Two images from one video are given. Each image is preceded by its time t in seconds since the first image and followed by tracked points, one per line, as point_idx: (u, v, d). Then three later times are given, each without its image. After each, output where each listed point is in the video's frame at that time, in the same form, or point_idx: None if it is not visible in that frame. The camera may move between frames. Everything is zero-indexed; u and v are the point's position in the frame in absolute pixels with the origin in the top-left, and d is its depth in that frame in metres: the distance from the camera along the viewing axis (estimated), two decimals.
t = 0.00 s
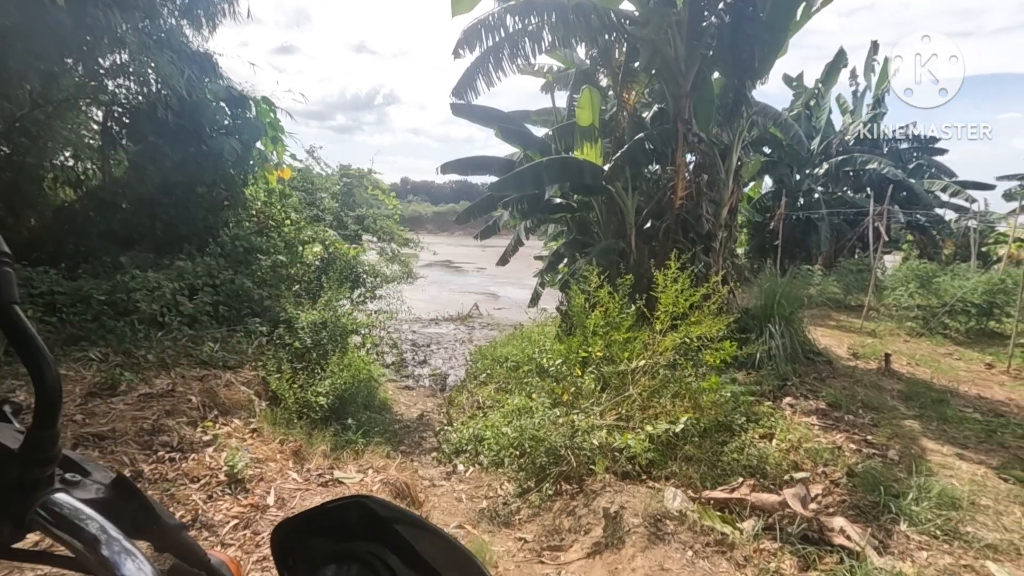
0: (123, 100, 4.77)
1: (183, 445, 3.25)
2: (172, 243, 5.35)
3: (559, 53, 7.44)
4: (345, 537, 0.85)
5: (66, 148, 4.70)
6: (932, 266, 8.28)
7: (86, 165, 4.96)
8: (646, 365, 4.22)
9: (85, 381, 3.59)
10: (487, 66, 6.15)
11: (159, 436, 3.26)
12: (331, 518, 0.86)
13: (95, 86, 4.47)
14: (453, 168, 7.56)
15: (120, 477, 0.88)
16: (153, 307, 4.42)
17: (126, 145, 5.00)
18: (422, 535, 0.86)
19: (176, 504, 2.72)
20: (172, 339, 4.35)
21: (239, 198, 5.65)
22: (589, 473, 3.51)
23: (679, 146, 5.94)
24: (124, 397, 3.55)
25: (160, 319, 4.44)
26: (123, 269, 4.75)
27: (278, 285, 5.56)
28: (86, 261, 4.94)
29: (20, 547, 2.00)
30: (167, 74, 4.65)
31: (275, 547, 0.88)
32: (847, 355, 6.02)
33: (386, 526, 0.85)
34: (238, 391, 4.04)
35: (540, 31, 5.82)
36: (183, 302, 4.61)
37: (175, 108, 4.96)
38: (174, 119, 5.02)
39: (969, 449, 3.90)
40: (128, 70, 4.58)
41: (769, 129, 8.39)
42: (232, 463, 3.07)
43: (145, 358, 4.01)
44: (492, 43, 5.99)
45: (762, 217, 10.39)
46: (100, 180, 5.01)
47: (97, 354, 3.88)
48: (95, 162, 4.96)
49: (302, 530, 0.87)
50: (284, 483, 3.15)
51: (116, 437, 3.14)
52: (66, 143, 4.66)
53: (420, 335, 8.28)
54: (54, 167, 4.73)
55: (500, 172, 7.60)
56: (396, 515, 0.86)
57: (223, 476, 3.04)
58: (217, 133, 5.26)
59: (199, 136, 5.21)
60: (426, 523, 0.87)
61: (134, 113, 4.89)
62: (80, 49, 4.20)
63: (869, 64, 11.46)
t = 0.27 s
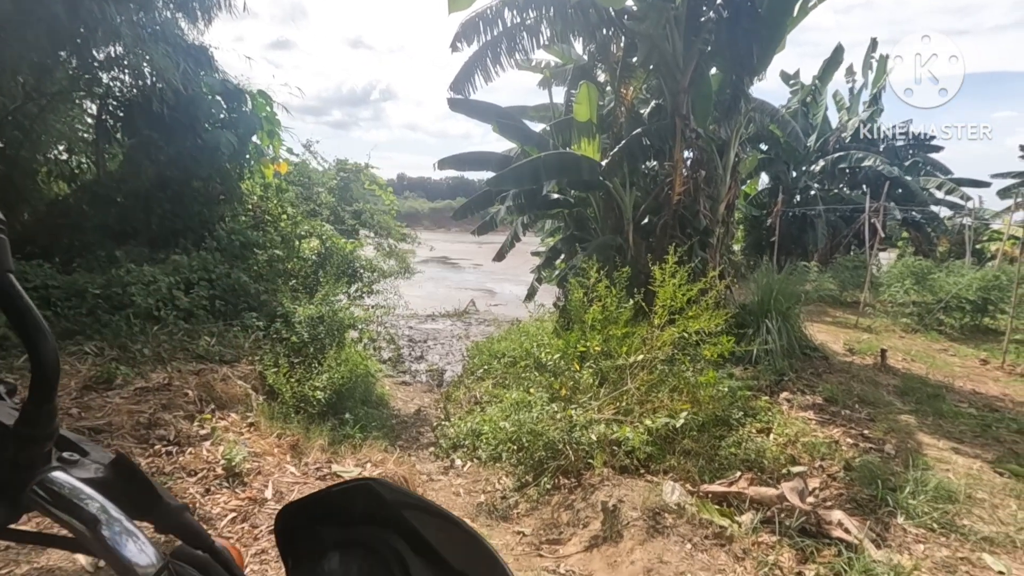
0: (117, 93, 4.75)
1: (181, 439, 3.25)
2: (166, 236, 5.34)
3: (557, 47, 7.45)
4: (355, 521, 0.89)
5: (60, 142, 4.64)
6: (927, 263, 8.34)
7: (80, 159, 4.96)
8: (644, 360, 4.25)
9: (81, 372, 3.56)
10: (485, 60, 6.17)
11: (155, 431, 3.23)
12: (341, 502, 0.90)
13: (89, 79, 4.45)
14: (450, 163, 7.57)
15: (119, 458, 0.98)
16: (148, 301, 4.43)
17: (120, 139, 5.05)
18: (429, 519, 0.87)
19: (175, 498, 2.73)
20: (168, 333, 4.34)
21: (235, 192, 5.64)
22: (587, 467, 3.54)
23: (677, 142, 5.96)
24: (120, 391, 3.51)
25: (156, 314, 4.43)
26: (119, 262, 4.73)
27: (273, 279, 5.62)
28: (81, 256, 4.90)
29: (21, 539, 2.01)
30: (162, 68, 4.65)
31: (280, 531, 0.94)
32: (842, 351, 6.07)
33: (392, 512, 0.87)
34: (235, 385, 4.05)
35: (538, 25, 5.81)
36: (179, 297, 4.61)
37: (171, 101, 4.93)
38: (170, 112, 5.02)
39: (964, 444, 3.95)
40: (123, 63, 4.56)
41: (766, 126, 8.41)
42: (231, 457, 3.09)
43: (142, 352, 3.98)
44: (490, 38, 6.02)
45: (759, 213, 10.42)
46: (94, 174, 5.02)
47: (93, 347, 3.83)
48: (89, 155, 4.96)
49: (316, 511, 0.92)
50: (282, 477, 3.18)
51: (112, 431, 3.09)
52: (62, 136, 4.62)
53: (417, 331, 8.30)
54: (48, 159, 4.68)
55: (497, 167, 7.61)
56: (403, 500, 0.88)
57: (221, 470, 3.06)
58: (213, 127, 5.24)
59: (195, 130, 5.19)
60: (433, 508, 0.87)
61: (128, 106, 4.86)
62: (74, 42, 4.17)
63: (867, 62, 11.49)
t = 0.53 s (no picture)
0: (110, 88, 4.74)
1: (176, 436, 3.24)
2: (159, 232, 5.31)
3: (553, 44, 7.45)
4: (352, 515, 0.90)
5: (52, 137, 4.57)
6: (920, 261, 8.39)
7: (72, 154, 4.85)
8: (639, 357, 4.27)
9: (74, 370, 3.55)
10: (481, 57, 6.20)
11: (150, 427, 3.21)
12: (339, 497, 0.91)
13: (80, 74, 4.43)
14: (446, 159, 7.57)
15: (123, 454, 0.99)
16: (142, 297, 4.40)
17: (115, 134, 4.99)
18: (425, 514, 0.88)
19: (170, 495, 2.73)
20: (162, 330, 4.33)
21: (229, 188, 5.62)
22: (582, 464, 3.55)
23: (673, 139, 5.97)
24: (114, 387, 3.49)
25: (150, 310, 4.41)
26: (112, 259, 4.70)
27: (269, 276, 5.61)
28: (74, 252, 4.82)
29: (16, 536, 2.01)
30: (155, 62, 4.63)
31: (280, 521, 0.95)
32: (835, 348, 6.11)
33: (389, 506, 0.88)
34: (230, 382, 4.05)
35: (534, 21, 5.81)
36: (173, 293, 4.59)
37: (165, 96, 4.90)
38: (164, 107, 4.97)
39: (955, 439, 3.99)
40: (115, 57, 4.57)
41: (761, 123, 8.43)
42: (225, 454, 3.09)
43: (135, 349, 3.97)
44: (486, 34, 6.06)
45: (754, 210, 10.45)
46: (87, 170, 4.94)
47: (86, 344, 3.82)
48: (81, 150, 4.87)
49: (316, 505, 0.94)
50: (277, 474, 3.18)
51: (107, 429, 3.08)
52: (54, 130, 4.53)
53: (413, 327, 8.30)
54: (40, 155, 4.58)
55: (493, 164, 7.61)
56: (401, 494, 0.89)
57: (216, 467, 3.06)
58: (207, 122, 5.22)
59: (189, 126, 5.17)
60: (431, 503, 0.89)
61: (121, 101, 4.85)
62: (65, 36, 4.17)
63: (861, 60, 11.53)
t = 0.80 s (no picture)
0: (102, 82, 4.64)
1: (169, 433, 3.23)
2: (153, 228, 5.25)
3: (549, 40, 7.45)
4: (346, 509, 0.90)
5: (45, 131, 4.67)
6: (914, 258, 8.44)
7: (65, 149, 4.92)
8: (634, 354, 4.29)
9: (66, 366, 3.53)
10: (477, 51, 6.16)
11: (143, 424, 3.21)
12: (333, 491, 0.91)
13: (72, 68, 4.40)
14: (441, 156, 7.56)
15: (109, 447, 0.99)
16: (135, 293, 4.37)
17: (107, 129, 5.01)
18: (422, 509, 0.89)
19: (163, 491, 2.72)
20: (155, 326, 4.31)
21: (223, 184, 5.59)
22: (578, 460, 3.56)
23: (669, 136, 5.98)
24: (106, 384, 3.48)
25: (144, 306, 4.39)
26: (105, 255, 4.67)
27: (263, 272, 5.59)
28: (66, 247, 4.81)
29: (7, 533, 2.00)
30: (149, 56, 4.54)
31: (271, 519, 0.93)
32: (830, 345, 6.13)
33: (386, 500, 0.88)
34: (224, 378, 4.05)
35: (531, 17, 5.80)
36: (166, 289, 4.57)
37: (157, 91, 4.86)
38: (157, 101, 4.92)
39: (948, 436, 4.02)
40: (107, 51, 4.45)
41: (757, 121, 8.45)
42: (219, 450, 3.09)
43: (128, 345, 3.96)
44: (483, 29, 6.02)
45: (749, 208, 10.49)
46: (79, 165, 4.99)
47: (79, 340, 3.80)
48: (75, 145, 4.95)
49: (306, 502, 0.93)
50: (271, 470, 3.18)
51: (99, 425, 3.06)
52: (47, 125, 4.62)
53: (408, 324, 8.30)
54: (32, 150, 4.66)
55: (488, 160, 7.60)
56: (397, 489, 0.89)
57: (210, 463, 3.06)
58: (201, 117, 5.19)
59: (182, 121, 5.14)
60: (427, 498, 0.90)
61: (114, 95, 4.77)
62: (56, 28, 4.10)
63: (856, 58, 11.56)
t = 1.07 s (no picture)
0: (96, 77, 4.70)
1: (164, 429, 3.23)
2: (147, 224, 5.17)
3: (546, 37, 7.45)
4: (340, 502, 0.92)
5: (37, 126, 4.63)
6: (908, 256, 8.48)
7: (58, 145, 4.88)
8: (630, 350, 4.31)
9: (59, 363, 3.52)
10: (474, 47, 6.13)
11: (137, 420, 3.21)
12: (327, 484, 0.94)
13: (64, 62, 4.45)
14: (437, 152, 7.55)
15: (96, 438, 1.00)
16: (129, 289, 4.36)
17: (100, 124, 4.94)
18: (416, 502, 0.90)
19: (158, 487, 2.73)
20: (150, 322, 4.30)
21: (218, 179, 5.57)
22: (574, 456, 3.58)
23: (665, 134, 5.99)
24: (100, 380, 3.47)
25: (138, 302, 4.37)
26: (98, 250, 4.65)
27: (259, 268, 5.58)
28: (59, 244, 4.72)
29: None
30: (143, 50, 4.56)
31: (264, 511, 0.98)
32: (825, 342, 6.17)
33: (380, 492, 0.90)
34: (219, 374, 4.05)
35: (527, 13, 5.79)
36: (161, 286, 4.56)
37: (151, 85, 4.84)
38: (151, 97, 4.93)
39: (942, 432, 4.05)
40: (100, 45, 4.57)
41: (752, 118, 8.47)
42: (214, 446, 3.10)
43: (123, 341, 3.95)
44: (480, 24, 6.00)
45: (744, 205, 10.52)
46: (72, 160, 4.89)
47: (72, 336, 3.80)
48: (67, 141, 4.89)
49: (302, 496, 0.96)
50: (267, 466, 3.19)
51: (93, 421, 3.05)
52: (39, 120, 4.61)
53: (404, 321, 8.30)
54: (24, 145, 4.64)
55: (485, 157, 7.60)
56: (392, 482, 0.91)
57: (205, 459, 3.06)
58: (196, 112, 5.17)
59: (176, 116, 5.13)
60: (420, 492, 0.91)
61: (107, 90, 4.79)
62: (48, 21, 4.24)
63: (852, 56, 11.59)
